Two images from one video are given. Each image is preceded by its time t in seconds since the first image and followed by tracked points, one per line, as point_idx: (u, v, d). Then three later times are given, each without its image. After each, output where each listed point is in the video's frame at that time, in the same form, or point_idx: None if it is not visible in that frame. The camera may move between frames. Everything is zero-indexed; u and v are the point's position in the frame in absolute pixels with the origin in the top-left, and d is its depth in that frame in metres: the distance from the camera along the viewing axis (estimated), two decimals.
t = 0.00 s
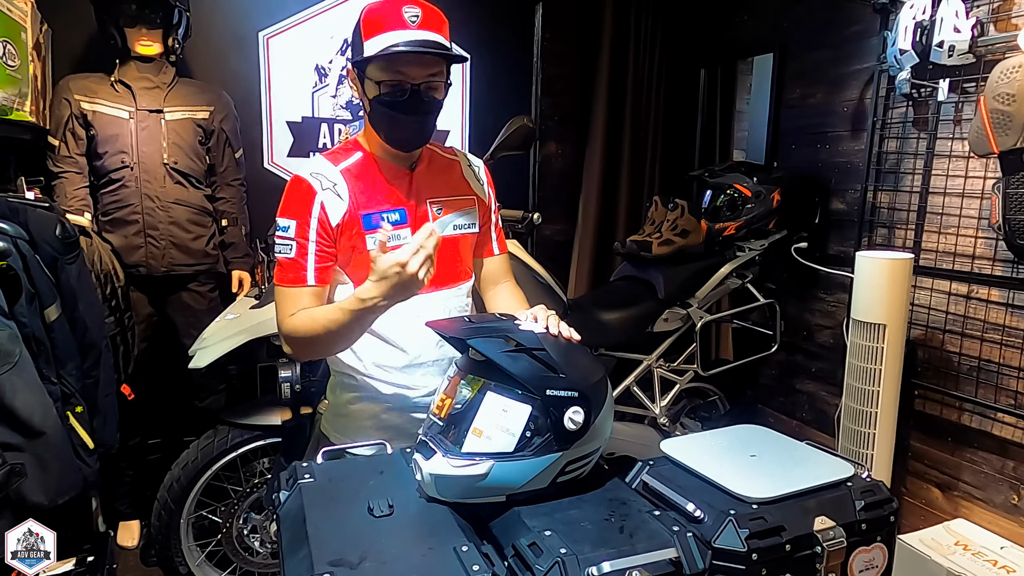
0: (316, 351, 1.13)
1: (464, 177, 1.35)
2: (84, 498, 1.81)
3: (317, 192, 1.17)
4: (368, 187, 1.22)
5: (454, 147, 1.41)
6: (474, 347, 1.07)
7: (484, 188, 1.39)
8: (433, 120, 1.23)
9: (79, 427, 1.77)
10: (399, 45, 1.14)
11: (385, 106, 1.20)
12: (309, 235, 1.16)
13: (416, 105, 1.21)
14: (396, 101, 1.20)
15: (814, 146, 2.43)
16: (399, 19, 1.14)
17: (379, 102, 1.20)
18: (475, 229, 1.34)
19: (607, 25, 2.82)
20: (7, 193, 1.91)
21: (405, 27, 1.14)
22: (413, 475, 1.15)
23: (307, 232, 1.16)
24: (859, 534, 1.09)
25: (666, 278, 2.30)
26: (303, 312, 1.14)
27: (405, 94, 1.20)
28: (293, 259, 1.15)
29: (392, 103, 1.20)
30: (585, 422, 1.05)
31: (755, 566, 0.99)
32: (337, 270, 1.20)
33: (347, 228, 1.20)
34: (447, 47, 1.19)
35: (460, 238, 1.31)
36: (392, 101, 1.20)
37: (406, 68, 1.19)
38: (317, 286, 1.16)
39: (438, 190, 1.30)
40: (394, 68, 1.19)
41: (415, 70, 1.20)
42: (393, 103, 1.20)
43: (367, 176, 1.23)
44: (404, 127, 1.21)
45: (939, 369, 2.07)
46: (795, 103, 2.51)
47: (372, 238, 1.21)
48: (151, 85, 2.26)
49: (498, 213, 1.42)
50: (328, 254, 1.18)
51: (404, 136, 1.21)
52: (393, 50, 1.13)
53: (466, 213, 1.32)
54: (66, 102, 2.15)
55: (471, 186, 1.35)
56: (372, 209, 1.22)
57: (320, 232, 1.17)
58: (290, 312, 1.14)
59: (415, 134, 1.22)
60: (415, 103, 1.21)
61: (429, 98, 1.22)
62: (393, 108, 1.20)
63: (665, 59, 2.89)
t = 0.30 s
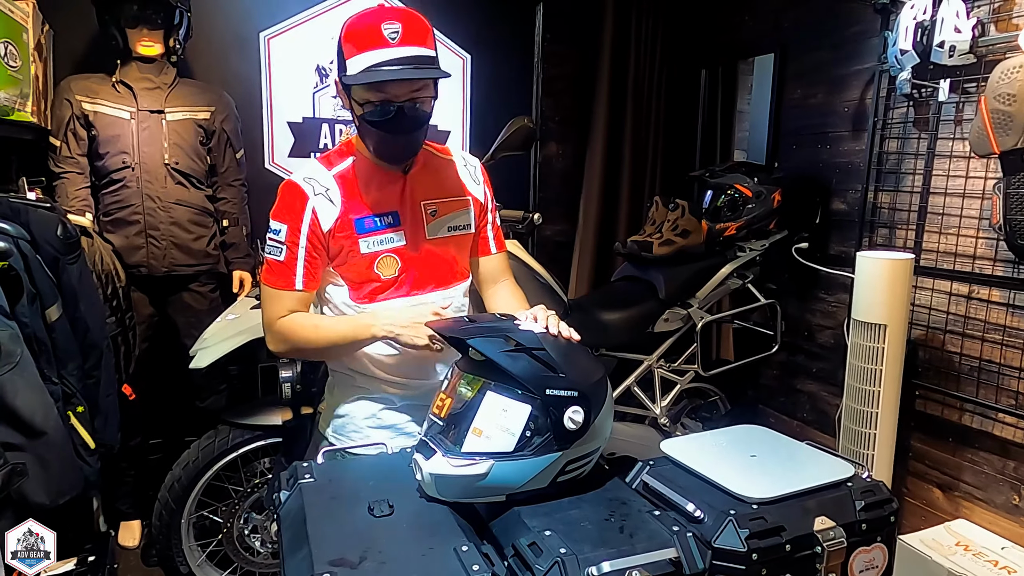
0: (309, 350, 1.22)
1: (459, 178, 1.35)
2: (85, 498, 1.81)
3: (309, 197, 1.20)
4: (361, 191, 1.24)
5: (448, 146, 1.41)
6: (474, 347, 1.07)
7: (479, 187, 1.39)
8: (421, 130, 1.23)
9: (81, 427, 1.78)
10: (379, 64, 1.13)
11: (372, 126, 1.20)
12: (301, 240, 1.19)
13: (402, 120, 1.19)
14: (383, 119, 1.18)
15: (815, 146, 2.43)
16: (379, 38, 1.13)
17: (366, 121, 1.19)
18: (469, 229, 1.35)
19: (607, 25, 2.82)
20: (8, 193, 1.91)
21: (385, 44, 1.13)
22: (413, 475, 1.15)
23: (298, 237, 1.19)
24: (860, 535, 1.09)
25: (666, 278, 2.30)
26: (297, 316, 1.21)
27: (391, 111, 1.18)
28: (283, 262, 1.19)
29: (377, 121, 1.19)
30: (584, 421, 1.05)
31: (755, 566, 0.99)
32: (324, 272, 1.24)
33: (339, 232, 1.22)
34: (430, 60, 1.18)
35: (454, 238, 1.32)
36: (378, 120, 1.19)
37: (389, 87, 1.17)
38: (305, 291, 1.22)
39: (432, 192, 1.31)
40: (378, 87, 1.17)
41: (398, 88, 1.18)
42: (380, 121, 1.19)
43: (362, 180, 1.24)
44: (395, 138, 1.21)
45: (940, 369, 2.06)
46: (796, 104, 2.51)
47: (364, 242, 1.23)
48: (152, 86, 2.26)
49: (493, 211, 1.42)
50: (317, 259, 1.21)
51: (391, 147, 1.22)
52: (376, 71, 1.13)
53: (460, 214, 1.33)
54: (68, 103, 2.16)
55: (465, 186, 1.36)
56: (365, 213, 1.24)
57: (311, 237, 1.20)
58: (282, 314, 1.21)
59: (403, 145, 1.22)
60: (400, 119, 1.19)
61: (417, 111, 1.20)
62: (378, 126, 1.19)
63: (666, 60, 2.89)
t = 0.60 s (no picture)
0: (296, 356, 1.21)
1: (447, 168, 1.35)
2: (85, 497, 1.81)
3: (292, 203, 1.20)
4: (344, 191, 1.24)
5: (434, 134, 1.39)
6: (474, 347, 1.07)
7: (469, 174, 1.38)
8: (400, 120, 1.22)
9: (81, 426, 1.77)
10: (371, 48, 1.13)
11: (360, 112, 1.20)
12: (287, 245, 1.20)
13: (392, 105, 1.20)
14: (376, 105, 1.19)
15: (816, 146, 2.42)
16: (367, 22, 1.13)
17: (357, 108, 1.19)
18: (462, 219, 1.34)
19: (607, 25, 2.82)
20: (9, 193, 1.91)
21: (375, 28, 1.14)
22: (413, 475, 1.15)
23: (285, 243, 1.20)
24: (860, 534, 1.09)
25: (666, 277, 2.30)
26: (287, 322, 1.21)
27: (382, 96, 1.19)
28: (271, 268, 1.20)
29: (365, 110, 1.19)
30: (584, 422, 1.05)
31: (755, 566, 0.99)
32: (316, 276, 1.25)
33: (326, 234, 1.23)
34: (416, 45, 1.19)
35: (446, 230, 1.32)
36: (372, 106, 1.19)
37: (379, 70, 1.18)
38: (296, 296, 1.22)
39: (419, 184, 1.30)
40: (369, 71, 1.18)
41: (387, 71, 1.19)
42: (372, 107, 1.19)
43: (345, 179, 1.24)
44: (378, 130, 1.21)
45: (941, 369, 2.06)
46: (796, 104, 2.50)
47: (351, 243, 1.23)
48: (153, 85, 2.26)
49: (486, 196, 1.41)
50: (305, 264, 1.22)
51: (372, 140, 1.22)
52: (365, 55, 1.13)
53: (451, 205, 1.32)
54: (68, 102, 2.16)
55: (454, 176, 1.35)
56: (350, 213, 1.24)
57: (298, 242, 1.21)
58: (272, 320, 1.22)
59: (385, 137, 1.22)
60: (393, 104, 1.20)
61: (407, 96, 1.22)
62: (369, 111, 1.19)
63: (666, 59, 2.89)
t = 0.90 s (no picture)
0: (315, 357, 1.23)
1: (455, 163, 1.32)
2: (86, 496, 1.81)
3: (298, 211, 1.22)
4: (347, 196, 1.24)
5: (444, 129, 1.37)
6: (474, 347, 1.07)
7: (480, 167, 1.34)
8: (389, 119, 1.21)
9: (81, 425, 1.78)
10: (361, 42, 1.14)
11: (354, 111, 1.21)
12: (297, 252, 1.22)
13: (388, 99, 1.21)
14: (372, 98, 1.20)
15: (817, 144, 2.42)
16: (352, 15, 1.13)
17: (354, 105, 1.20)
18: (473, 215, 1.31)
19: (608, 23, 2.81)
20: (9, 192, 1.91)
21: (361, 21, 1.14)
22: (412, 474, 1.15)
23: (294, 250, 1.22)
24: (860, 533, 1.09)
25: (667, 276, 2.29)
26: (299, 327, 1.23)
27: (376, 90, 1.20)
28: (284, 275, 1.24)
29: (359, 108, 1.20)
30: (584, 423, 1.05)
31: (754, 565, 0.99)
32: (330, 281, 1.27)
33: (334, 239, 1.24)
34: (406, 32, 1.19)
35: (455, 227, 1.29)
36: (368, 100, 1.20)
37: (372, 63, 1.19)
38: (309, 301, 1.25)
39: (425, 181, 1.28)
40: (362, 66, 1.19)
41: (380, 63, 1.19)
42: (366, 100, 1.20)
43: (351, 183, 1.24)
44: (379, 119, 1.20)
45: (942, 367, 2.06)
46: (797, 102, 2.50)
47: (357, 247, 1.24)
48: (153, 84, 2.26)
49: (501, 189, 1.37)
50: (316, 270, 1.25)
51: (369, 138, 1.22)
52: (358, 47, 1.13)
53: (459, 200, 1.29)
54: (68, 101, 2.16)
55: (463, 171, 1.32)
56: (357, 217, 1.24)
57: (307, 248, 1.23)
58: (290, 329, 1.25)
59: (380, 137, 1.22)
60: (389, 94, 1.20)
61: (404, 87, 1.22)
62: (364, 106, 1.20)
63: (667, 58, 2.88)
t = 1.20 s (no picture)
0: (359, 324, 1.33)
1: (537, 180, 1.31)
2: (86, 497, 1.81)
3: (379, 190, 1.24)
4: (428, 186, 1.25)
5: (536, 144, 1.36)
6: (475, 353, 1.07)
7: (560, 189, 1.34)
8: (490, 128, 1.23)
9: (82, 426, 1.78)
10: (476, 48, 1.16)
11: (456, 109, 1.22)
12: (368, 228, 1.25)
13: (490, 109, 1.22)
14: (472, 103, 1.21)
15: (817, 148, 2.42)
16: (475, 23, 1.15)
17: (456, 105, 1.22)
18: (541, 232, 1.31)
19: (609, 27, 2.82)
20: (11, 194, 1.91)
21: (480, 28, 1.15)
22: (411, 477, 1.15)
23: (367, 224, 1.25)
24: (860, 538, 1.09)
25: (667, 279, 2.29)
26: (354, 297, 1.29)
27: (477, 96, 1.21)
28: (352, 246, 1.27)
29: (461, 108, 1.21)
30: (584, 428, 1.05)
31: (753, 569, 0.99)
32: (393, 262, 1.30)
33: (405, 224, 1.26)
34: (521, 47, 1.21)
35: (522, 239, 1.29)
36: (467, 104, 1.21)
37: (481, 71, 1.20)
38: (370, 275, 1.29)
39: (505, 189, 1.28)
40: (468, 71, 1.19)
41: (488, 73, 1.20)
42: (471, 105, 1.21)
43: (433, 175, 1.25)
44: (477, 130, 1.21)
45: (942, 372, 2.06)
46: (798, 105, 2.50)
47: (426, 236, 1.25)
48: (155, 87, 2.27)
49: (574, 215, 1.36)
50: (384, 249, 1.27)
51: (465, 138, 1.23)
52: (469, 53, 1.16)
53: (532, 216, 1.29)
54: (71, 103, 2.16)
55: (542, 189, 1.31)
56: (432, 208, 1.25)
57: (380, 226, 1.25)
58: (345, 292, 1.30)
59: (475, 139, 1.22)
60: (490, 103, 1.22)
61: (505, 99, 1.23)
62: (462, 108, 1.21)
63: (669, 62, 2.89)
